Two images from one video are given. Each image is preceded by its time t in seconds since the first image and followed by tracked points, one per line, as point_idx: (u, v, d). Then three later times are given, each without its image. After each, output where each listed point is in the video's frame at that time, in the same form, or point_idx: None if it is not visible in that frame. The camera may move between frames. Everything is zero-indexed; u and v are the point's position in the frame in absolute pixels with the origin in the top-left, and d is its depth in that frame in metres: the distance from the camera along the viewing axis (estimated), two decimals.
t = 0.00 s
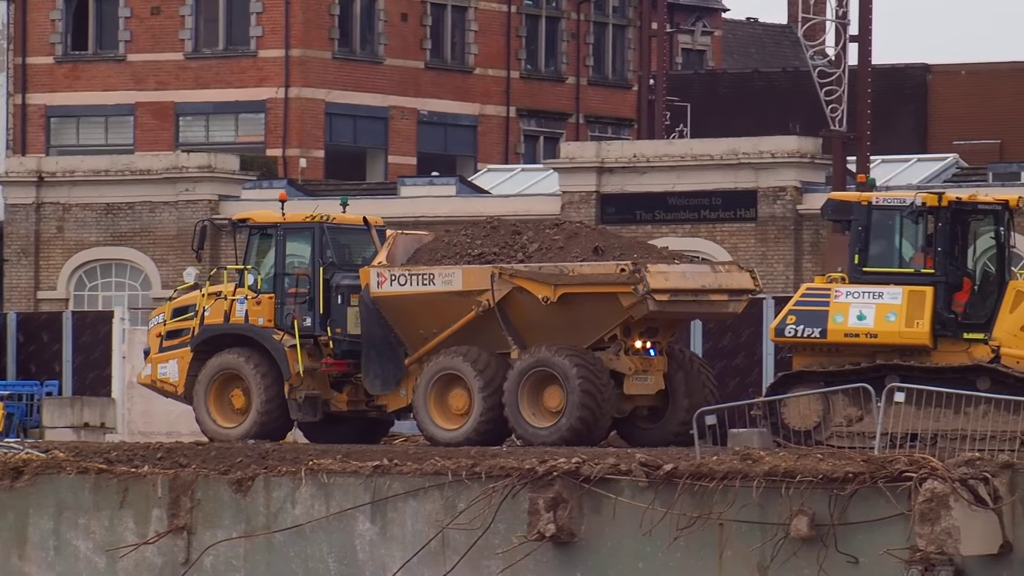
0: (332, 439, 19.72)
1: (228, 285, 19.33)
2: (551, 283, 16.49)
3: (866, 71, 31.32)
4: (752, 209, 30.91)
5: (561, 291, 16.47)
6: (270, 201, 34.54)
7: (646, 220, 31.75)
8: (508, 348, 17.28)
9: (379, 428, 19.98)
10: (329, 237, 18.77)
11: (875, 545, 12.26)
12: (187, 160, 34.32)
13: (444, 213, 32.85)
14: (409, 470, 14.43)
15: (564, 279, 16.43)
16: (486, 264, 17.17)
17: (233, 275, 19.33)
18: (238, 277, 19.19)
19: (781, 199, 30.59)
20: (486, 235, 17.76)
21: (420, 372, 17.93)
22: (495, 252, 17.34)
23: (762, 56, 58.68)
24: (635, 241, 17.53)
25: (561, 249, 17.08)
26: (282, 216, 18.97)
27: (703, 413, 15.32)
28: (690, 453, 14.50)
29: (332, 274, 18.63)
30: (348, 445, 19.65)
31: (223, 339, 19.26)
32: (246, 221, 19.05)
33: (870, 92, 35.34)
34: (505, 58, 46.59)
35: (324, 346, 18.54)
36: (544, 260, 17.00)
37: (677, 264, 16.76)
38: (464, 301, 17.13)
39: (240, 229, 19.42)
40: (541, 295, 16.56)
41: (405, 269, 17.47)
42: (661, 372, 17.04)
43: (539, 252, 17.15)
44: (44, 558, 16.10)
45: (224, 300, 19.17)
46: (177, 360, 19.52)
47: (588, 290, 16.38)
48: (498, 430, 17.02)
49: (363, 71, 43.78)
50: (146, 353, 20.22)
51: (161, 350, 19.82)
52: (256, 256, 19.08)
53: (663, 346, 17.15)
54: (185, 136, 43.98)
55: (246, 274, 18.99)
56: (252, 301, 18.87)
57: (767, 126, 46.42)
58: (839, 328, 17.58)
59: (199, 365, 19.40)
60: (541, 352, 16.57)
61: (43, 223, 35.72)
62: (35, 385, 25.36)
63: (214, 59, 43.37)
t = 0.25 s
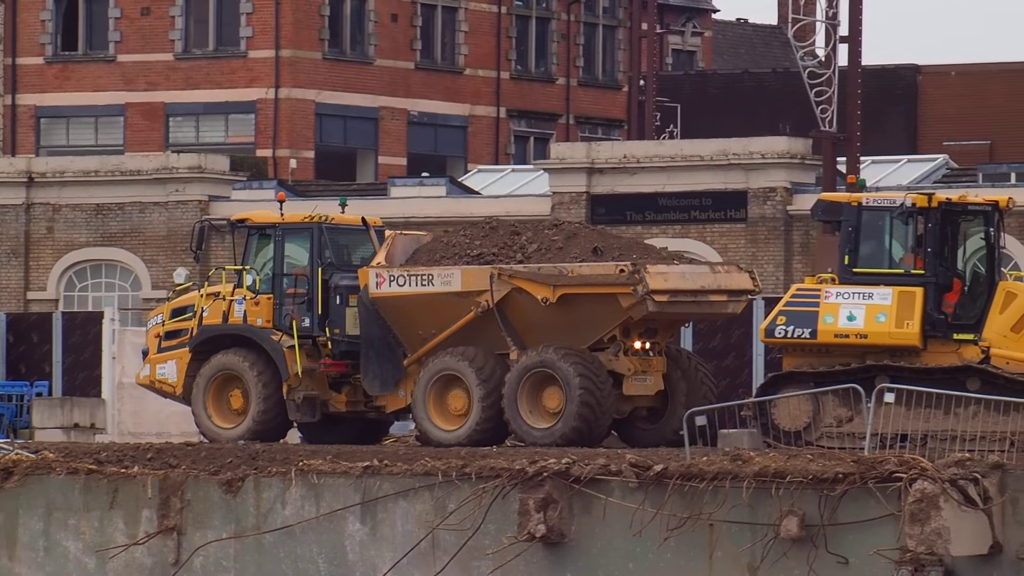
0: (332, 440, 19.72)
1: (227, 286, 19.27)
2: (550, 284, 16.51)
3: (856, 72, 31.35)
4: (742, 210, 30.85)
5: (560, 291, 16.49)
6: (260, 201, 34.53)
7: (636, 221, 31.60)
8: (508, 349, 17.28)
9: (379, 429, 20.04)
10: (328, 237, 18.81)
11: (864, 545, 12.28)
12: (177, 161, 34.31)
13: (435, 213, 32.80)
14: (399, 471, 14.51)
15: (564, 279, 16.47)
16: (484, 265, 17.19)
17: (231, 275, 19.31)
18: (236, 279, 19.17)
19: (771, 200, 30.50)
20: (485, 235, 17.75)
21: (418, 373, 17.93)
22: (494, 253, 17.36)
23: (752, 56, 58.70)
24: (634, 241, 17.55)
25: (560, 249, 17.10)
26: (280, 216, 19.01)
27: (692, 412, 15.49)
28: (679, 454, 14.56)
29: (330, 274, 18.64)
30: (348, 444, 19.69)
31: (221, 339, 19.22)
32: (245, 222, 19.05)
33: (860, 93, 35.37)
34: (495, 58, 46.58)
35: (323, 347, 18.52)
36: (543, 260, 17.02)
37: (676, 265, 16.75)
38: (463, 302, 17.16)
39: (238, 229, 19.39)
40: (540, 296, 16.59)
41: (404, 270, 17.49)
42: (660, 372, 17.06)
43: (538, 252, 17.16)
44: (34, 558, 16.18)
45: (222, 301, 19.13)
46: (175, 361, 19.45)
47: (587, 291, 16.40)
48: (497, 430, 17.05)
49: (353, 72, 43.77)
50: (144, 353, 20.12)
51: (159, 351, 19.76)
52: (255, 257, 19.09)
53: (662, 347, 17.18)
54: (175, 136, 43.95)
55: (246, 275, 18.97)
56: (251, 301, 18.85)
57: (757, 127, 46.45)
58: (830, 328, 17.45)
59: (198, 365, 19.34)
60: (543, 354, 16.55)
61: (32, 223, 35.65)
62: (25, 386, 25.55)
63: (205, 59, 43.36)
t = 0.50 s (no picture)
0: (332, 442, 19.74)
1: (225, 286, 19.25)
2: (550, 284, 16.57)
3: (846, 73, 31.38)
4: (733, 210, 30.71)
5: (560, 291, 16.54)
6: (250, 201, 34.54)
7: (627, 221, 31.47)
8: (507, 349, 17.31)
9: (379, 429, 20.10)
10: (326, 237, 18.78)
11: (854, 546, 12.32)
12: (167, 161, 34.34)
13: (425, 213, 32.77)
14: (389, 471, 14.54)
15: (563, 280, 16.53)
16: (483, 265, 17.25)
17: (230, 275, 19.29)
18: (235, 279, 19.17)
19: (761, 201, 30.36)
20: (484, 236, 17.81)
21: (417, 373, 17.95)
22: (493, 253, 17.42)
23: (742, 57, 58.74)
24: (633, 242, 17.62)
25: (559, 250, 17.19)
26: (279, 217, 18.97)
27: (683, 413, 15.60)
28: (668, 454, 14.59)
29: (329, 275, 18.62)
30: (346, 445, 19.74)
31: (220, 340, 19.19)
32: (243, 223, 18.99)
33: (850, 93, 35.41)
34: (486, 58, 46.56)
35: (321, 347, 18.52)
36: (542, 260, 17.13)
37: (675, 265, 16.79)
38: (462, 303, 17.20)
39: (237, 230, 19.38)
40: (539, 297, 16.64)
41: (403, 270, 17.53)
42: (660, 373, 17.07)
43: (537, 253, 17.27)
44: (24, 559, 16.19)
45: (221, 301, 19.10)
46: (174, 361, 19.43)
47: (586, 292, 16.45)
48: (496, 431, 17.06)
49: (343, 72, 43.76)
50: (143, 355, 20.11)
51: (158, 351, 19.73)
52: (254, 258, 19.04)
53: (662, 347, 17.20)
54: (165, 136, 43.91)
55: (244, 275, 18.95)
56: (249, 301, 18.81)
57: (747, 127, 46.52)
58: (819, 328, 17.28)
59: (196, 365, 19.29)
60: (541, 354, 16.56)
61: (22, 223, 35.60)
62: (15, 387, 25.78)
63: (195, 59, 43.34)
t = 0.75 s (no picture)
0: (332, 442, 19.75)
1: (224, 286, 19.27)
2: (549, 285, 16.57)
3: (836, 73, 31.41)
4: (723, 211, 30.67)
5: (559, 292, 16.54)
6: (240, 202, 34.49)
7: (617, 222, 31.40)
8: (506, 350, 17.30)
9: (378, 430, 20.11)
10: (325, 238, 18.76)
11: (844, 546, 12.33)
12: (157, 161, 34.23)
13: (415, 214, 32.77)
14: (379, 472, 14.56)
15: (563, 281, 16.54)
16: (482, 265, 17.29)
17: (229, 275, 19.29)
18: (233, 280, 19.18)
19: (752, 201, 30.31)
20: (483, 236, 17.85)
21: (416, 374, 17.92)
22: (492, 254, 17.46)
23: (732, 58, 58.75)
24: (632, 242, 17.69)
25: (558, 250, 17.24)
26: (278, 217, 18.98)
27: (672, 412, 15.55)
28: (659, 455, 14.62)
29: (328, 275, 18.59)
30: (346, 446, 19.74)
31: (218, 340, 19.18)
32: (243, 223, 19.04)
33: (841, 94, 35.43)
34: (476, 59, 46.53)
35: (320, 348, 18.48)
36: (541, 260, 17.19)
37: (675, 265, 16.88)
38: (461, 303, 17.19)
39: (236, 230, 19.39)
40: (539, 297, 16.64)
41: (402, 270, 17.53)
42: (660, 374, 17.11)
43: (536, 253, 17.31)
44: (15, 559, 16.19)
45: (220, 302, 19.12)
46: (173, 362, 19.42)
47: (586, 293, 16.46)
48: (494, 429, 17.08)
49: (333, 73, 43.74)
50: (141, 356, 20.16)
51: (158, 351, 19.75)
52: (253, 258, 19.07)
53: (662, 348, 17.21)
54: (155, 137, 43.88)
55: (243, 275, 18.99)
56: (248, 301, 18.84)
57: (738, 127, 46.58)
58: (810, 329, 17.22)
59: (194, 366, 19.27)
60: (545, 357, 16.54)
61: (12, 223, 35.56)
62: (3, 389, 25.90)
63: (185, 60, 43.32)
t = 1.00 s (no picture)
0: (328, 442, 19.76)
1: (222, 286, 19.39)
2: (547, 286, 16.57)
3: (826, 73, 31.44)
4: (713, 211, 30.62)
5: (558, 293, 16.54)
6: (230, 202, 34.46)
7: (606, 223, 31.29)
8: (504, 351, 17.31)
9: (376, 431, 20.09)
10: (323, 238, 18.80)
11: (834, 547, 12.40)
12: (147, 162, 34.21)
13: (405, 215, 32.77)
14: (370, 472, 14.60)
15: (561, 282, 16.55)
16: (480, 266, 17.34)
17: (228, 276, 19.39)
18: (231, 280, 19.29)
19: (742, 202, 30.26)
20: (481, 236, 17.92)
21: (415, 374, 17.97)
22: (490, 254, 17.50)
23: (722, 58, 58.83)
24: (632, 242, 17.70)
25: (557, 251, 17.27)
26: (276, 217, 19.05)
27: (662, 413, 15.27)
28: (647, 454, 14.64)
29: (326, 275, 18.65)
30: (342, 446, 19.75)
31: (217, 340, 19.31)
32: (241, 223, 19.14)
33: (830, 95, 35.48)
34: (466, 60, 46.53)
35: (318, 348, 18.56)
36: (540, 261, 17.23)
37: (673, 266, 16.89)
38: (460, 304, 17.19)
39: (235, 230, 19.48)
40: (538, 297, 16.63)
41: (400, 271, 17.55)
42: (659, 374, 17.08)
43: (535, 254, 17.34)
44: (4, 560, 16.20)
45: (218, 302, 19.23)
46: (170, 362, 19.58)
47: (584, 293, 16.46)
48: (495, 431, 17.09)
49: (322, 73, 43.72)
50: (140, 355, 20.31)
51: (156, 351, 19.88)
52: (251, 257, 19.15)
53: (661, 348, 17.18)
54: (145, 137, 43.83)
55: (241, 275, 19.08)
56: (246, 302, 18.93)
57: (729, 127, 46.70)
58: (800, 330, 17.11)
59: (193, 366, 19.43)
60: (546, 357, 16.54)
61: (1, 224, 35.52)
62: None
63: (175, 60, 43.28)
